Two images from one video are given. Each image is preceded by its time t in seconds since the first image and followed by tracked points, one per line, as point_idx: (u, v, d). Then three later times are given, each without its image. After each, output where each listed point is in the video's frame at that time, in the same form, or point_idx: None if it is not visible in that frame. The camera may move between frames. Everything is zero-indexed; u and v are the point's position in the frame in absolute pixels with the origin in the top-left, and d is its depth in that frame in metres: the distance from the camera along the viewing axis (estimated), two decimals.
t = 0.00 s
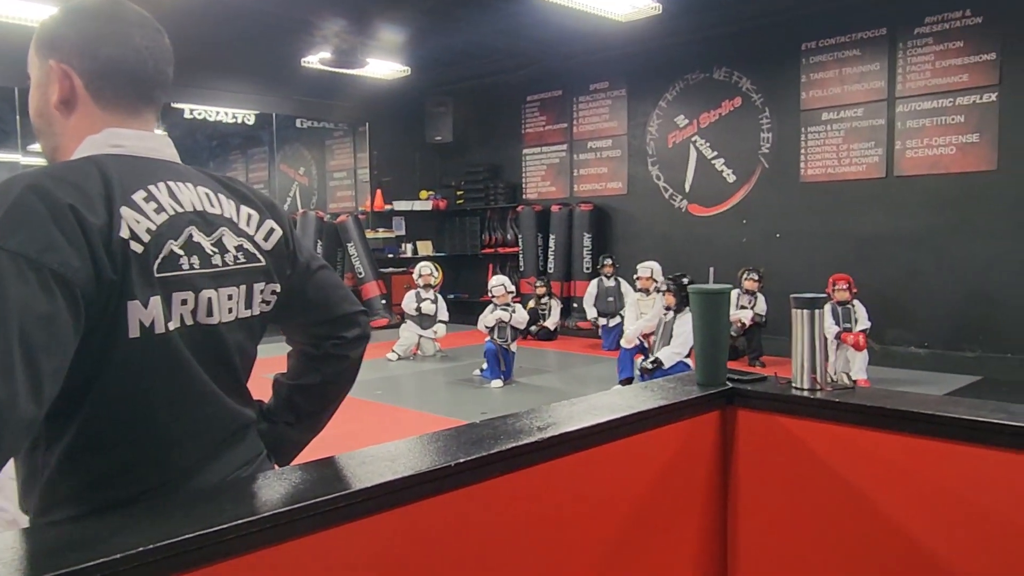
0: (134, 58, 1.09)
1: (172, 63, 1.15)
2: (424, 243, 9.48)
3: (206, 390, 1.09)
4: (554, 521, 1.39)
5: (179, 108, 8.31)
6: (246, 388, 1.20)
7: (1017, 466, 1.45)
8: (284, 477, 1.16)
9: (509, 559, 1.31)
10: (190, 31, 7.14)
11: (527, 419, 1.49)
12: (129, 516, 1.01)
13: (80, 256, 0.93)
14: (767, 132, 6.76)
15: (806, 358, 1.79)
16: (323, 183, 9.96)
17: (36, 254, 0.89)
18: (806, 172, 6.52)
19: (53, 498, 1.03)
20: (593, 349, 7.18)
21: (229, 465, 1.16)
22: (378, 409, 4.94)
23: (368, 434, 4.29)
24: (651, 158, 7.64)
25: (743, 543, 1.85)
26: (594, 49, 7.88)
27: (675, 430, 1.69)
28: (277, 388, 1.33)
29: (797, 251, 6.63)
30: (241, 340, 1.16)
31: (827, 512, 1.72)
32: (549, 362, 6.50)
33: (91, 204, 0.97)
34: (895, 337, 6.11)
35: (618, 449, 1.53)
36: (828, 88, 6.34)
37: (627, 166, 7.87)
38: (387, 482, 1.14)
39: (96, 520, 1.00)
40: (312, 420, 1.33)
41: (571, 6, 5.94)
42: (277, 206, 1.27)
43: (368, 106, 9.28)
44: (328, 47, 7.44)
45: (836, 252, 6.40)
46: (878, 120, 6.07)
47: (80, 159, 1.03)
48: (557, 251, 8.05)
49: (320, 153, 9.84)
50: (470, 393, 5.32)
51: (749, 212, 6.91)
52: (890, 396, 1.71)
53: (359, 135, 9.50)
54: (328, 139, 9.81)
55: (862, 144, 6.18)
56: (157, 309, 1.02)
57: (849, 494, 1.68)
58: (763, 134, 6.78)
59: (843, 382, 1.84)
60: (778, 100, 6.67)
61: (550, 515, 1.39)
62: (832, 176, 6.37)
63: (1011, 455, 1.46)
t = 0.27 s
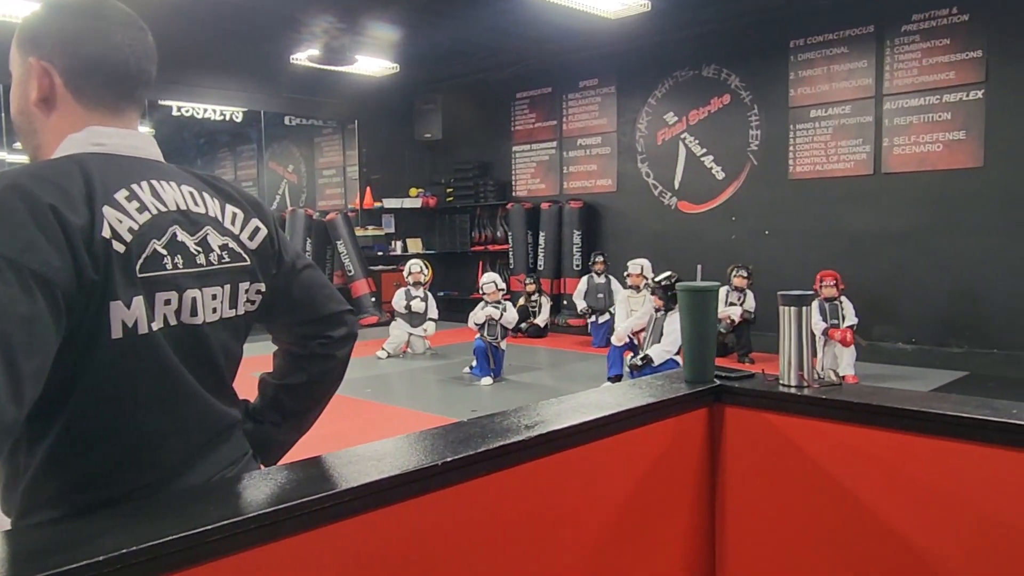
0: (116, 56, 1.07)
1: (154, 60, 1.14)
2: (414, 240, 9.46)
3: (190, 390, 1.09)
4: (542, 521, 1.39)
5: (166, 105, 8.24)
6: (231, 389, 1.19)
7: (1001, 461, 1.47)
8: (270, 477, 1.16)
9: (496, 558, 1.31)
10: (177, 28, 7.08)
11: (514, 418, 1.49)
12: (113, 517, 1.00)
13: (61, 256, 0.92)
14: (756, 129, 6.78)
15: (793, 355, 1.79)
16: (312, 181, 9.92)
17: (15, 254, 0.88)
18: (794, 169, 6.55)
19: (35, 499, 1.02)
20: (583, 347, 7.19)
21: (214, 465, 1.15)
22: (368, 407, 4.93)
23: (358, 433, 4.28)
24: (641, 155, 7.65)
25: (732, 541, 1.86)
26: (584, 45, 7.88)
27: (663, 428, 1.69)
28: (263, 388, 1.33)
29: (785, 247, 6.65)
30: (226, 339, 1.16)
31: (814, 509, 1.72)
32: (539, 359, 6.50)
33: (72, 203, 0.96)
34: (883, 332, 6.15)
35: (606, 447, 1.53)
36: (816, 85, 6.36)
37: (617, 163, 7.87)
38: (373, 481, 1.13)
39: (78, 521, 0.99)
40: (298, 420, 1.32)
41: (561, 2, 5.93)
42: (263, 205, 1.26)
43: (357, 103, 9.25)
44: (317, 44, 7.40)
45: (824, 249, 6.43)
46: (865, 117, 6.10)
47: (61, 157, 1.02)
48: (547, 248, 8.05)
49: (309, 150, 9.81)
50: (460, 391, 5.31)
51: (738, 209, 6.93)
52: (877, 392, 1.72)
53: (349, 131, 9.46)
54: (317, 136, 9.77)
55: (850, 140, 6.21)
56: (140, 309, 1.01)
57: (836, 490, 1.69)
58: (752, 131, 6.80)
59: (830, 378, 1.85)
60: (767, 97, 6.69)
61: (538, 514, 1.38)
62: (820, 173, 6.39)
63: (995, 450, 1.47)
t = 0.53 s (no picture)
0: (107, 53, 1.07)
1: (146, 57, 1.13)
2: (410, 237, 9.45)
3: (187, 388, 1.08)
4: (540, 518, 1.39)
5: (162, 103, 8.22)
6: (228, 387, 1.19)
7: (994, 457, 1.47)
8: (267, 474, 1.16)
9: (495, 554, 1.31)
10: (173, 25, 7.05)
11: (512, 415, 1.49)
12: (109, 516, 1.00)
13: (55, 254, 0.92)
14: (752, 126, 6.78)
15: (789, 352, 1.80)
16: (309, 178, 9.92)
17: (9, 252, 0.88)
18: (791, 166, 6.55)
19: (31, 498, 1.02)
20: (580, 344, 7.19)
21: (211, 463, 1.15)
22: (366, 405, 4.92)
23: (355, 430, 4.28)
24: (638, 153, 7.65)
25: (729, 538, 1.87)
26: (581, 42, 7.87)
27: (660, 425, 1.69)
28: (260, 385, 1.33)
29: (781, 244, 6.66)
30: (222, 337, 1.15)
31: (810, 506, 1.73)
32: (535, 356, 6.51)
33: (67, 201, 0.96)
34: (879, 329, 6.17)
35: (603, 445, 1.53)
36: (812, 82, 6.37)
37: (613, 160, 7.87)
38: (371, 478, 1.13)
39: (75, 519, 0.99)
40: (295, 417, 1.32)
41: None
42: (258, 202, 1.26)
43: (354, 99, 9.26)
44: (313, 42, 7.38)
45: (820, 245, 6.44)
46: (861, 114, 6.10)
47: (54, 155, 1.01)
48: (543, 245, 8.05)
49: (306, 147, 9.80)
50: (457, 388, 5.31)
51: (735, 206, 6.94)
52: (872, 389, 1.72)
53: (345, 129, 9.56)
54: (313, 133, 9.77)
55: (846, 138, 6.22)
56: (136, 307, 1.01)
57: (832, 487, 1.69)
58: (749, 128, 6.81)
59: (826, 375, 1.85)
60: (764, 94, 6.69)
61: (536, 512, 1.39)
62: (817, 170, 6.40)
63: (989, 446, 1.48)
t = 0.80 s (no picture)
0: (111, 50, 1.07)
1: (151, 54, 1.14)
2: (413, 236, 9.46)
3: (193, 384, 1.09)
4: (544, 516, 1.39)
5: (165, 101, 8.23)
6: (234, 383, 1.19)
7: (1000, 454, 1.47)
8: (273, 471, 1.16)
9: (500, 551, 1.31)
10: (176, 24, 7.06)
11: (516, 412, 1.49)
12: (117, 511, 1.00)
13: (63, 250, 0.92)
14: (755, 124, 6.77)
15: (794, 349, 1.80)
16: (312, 177, 9.94)
17: (17, 248, 0.88)
18: (794, 164, 6.55)
19: (39, 493, 1.02)
20: (583, 342, 7.20)
21: (218, 459, 1.15)
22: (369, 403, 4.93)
23: (359, 428, 4.30)
24: (641, 151, 7.64)
25: (733, 538, 1.87)
26: (584, 41, 7.87)
27: (664, 423, 1.69)
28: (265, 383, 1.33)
29: (784, 242, 6.66)
30: (229, 333, 1.15)
31: (815, 504, 1.73)
32: (538, 355, 6.51)
33: (74, 197, 0.96)
34: (882, 327, 6.16)
35: (607, 443, 1.53)
36: (816, 80, 6.36)
37: (616, 159, 7.87)
38: (376, 475, 1.13)
39: (82, 515, 0.99)
40: (301, 414, 1.32)
41: None
42: (264, 199, 1.26)
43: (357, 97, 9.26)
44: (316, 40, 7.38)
45: (823, 244, 6.43)
46: (865, 112, 6.09)
47: (61, 152, 1.02)
48: (546, 244, 8.05)
49: (309, 145, 9.82)
50: (460, 386, 5.31)
51: (738, 204, 6.93)
52: (877, 387, 1.72)
53: (347, 127, 9.57)
54: (316, 132, 9.78)
55: (849, 136, 6.20)
56: (143, 303, 1.01)
57: (836, 484, 1.69)
58: (752, 126, 6.80)
59: (830, 373, 1.85)
60: (767, 92, 6.68)
61: (540, 510, 1.39)
62: (820, 168, 6.39)
63: (994, 444, 1.47)
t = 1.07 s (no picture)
0: (127, 50, 1.08)
1: (167, 52, 1.15)
2: (422, 235, 9.47)
3: (209, 381, 1.10)
4: (556, 515, 1.40)
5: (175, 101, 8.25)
6: (249, 381, 1.20)
7: (1016, 454, 1.46)
8: (286, 468, 1.17)
9: (512, 549, 1.31)
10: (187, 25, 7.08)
11: (529, 410, 1.49)
12: (134, 507, 1.02)
13: (83, 247, 0.93)
14: (765, 124, 6.75)
15: (806, 349, 1.79)
16: (321, 176, 9.99)
17: (37, 247, 0.89)
18: (804, 164, 6.52)
19: (58, 488, 1.03)
20: (592, 342, 7.19)
21: (233, 456, 1.16)
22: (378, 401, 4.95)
23: (368, 427, 4.31)
24: (650, 150, 7.63)
25: (744, 538, 1.86)
26: (593, 41, 7.88)
27: (675, 422, 1.69)
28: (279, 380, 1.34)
29: (795, 242, 6.64)
30: (244, 331, 1.16)
31: (827, 504, 1.72)
32: (547, 354, 6.52)
33: (92, 195, 0.97)
34: (893, 328, 6.13)
35: (619, 442, 1.53)
36: (826, 80, 6.33)
37: (625, 158, 7.86)
38: (390, 472, 1.14)
39: (99, 510, 1.00)
40: (315, 412, 1.33)
41: None
42: (278, 198, 1.27)
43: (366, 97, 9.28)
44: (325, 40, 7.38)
45: (833, 244, 6.41)
46: (875, 112, 6.07)
47: (81, 150, 1.03)
48: (555, 243, 8.05)
49: (319, 145, 9.87)
50: (469, 385, 5.32)
51: (748, 204, 6.91)
52: (890, 386, 1.71)
53: (357, 127, 9.58)
54: (326, 132, 9.81)
55: (860, 136, 6.18)
56: (160, 301, 1.02)
57: (849, 484, 1.69)
58: (761, 126, 6.78)
59: (843, 372, 1.85)
60: (777, 92, 6.66)
61: (552, 509, 1.39)
62: (830, 168, 6.37)
63: (1009, 443, 1.47)
